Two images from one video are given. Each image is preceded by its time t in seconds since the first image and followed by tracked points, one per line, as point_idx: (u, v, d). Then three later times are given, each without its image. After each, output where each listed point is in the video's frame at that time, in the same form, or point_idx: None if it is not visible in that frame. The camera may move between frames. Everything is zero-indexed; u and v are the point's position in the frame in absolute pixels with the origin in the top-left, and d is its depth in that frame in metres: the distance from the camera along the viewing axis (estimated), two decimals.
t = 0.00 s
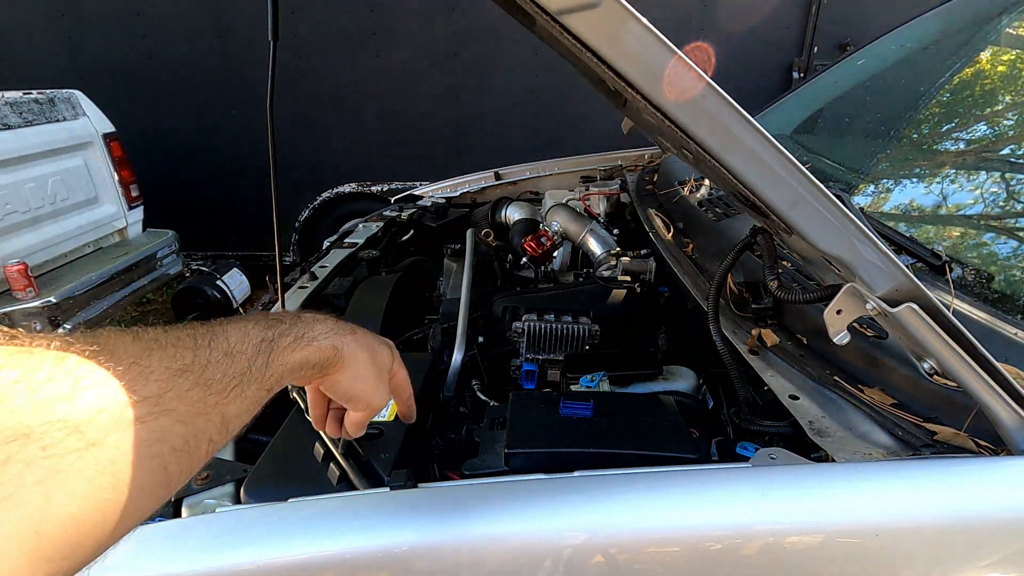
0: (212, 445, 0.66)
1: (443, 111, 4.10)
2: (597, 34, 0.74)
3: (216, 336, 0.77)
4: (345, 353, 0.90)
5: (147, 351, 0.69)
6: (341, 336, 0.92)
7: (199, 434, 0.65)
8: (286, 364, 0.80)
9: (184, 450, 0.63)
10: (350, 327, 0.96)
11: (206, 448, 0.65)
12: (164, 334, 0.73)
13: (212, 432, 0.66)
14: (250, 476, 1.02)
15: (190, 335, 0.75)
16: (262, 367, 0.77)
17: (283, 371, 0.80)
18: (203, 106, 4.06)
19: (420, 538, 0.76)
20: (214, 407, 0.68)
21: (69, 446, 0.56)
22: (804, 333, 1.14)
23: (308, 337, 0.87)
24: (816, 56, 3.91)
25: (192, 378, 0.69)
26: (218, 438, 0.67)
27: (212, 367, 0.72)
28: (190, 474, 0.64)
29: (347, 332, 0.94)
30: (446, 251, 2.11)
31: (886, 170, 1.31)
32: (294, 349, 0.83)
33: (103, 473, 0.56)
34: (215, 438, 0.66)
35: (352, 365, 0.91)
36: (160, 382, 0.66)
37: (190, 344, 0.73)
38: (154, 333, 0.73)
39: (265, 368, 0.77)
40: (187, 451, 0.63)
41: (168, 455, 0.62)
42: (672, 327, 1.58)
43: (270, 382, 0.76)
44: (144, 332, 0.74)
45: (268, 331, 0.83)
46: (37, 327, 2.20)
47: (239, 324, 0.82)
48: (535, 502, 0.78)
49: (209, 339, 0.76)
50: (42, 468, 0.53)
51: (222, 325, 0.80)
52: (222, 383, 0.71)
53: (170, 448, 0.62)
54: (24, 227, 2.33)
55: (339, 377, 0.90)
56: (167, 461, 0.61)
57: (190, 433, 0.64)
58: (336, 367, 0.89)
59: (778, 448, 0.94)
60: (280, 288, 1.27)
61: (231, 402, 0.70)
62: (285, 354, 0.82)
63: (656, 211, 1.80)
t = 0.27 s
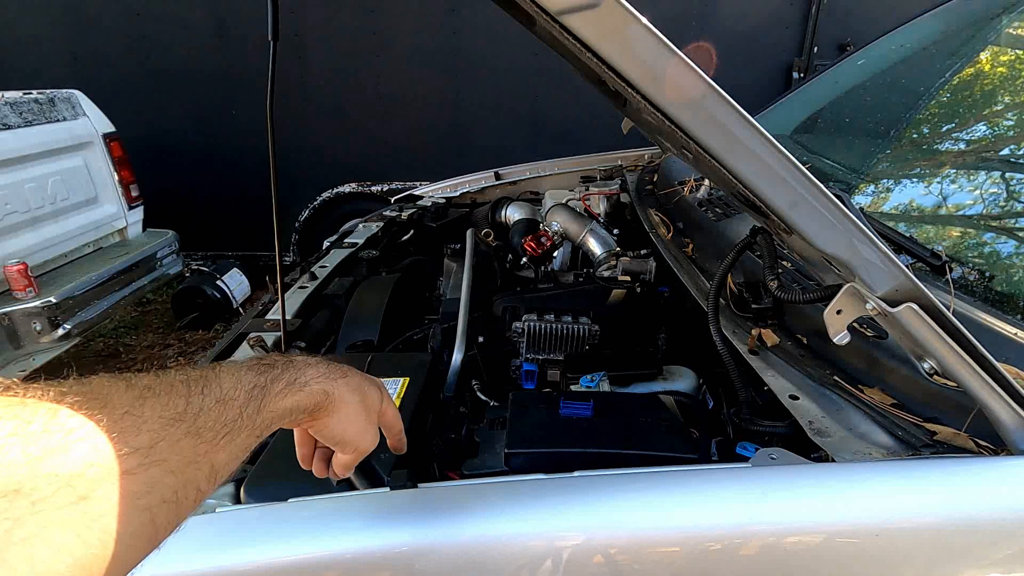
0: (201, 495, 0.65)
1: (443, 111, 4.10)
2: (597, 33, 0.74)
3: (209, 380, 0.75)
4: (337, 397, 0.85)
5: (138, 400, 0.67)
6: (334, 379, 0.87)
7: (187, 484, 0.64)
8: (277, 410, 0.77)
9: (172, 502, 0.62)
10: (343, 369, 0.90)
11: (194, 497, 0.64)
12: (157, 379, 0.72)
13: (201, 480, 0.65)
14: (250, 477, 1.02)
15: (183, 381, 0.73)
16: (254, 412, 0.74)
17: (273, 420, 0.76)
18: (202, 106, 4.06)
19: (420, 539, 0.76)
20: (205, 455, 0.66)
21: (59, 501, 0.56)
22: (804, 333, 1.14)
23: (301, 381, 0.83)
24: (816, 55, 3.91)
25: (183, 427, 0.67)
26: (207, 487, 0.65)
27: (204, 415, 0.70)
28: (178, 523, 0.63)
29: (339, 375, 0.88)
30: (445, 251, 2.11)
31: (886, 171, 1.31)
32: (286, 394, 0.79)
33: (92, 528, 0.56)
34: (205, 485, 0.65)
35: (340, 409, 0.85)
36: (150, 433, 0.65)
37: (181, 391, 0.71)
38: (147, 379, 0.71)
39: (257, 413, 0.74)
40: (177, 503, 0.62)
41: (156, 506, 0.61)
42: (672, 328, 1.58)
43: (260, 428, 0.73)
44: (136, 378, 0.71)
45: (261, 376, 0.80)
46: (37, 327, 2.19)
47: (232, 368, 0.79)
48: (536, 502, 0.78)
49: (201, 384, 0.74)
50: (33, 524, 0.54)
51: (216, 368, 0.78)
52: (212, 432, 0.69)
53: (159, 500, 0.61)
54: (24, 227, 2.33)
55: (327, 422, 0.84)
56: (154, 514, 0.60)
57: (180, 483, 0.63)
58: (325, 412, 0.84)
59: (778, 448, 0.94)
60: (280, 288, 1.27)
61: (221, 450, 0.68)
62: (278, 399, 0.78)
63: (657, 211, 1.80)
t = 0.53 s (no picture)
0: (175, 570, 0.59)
1: (444, 111, 4.10)
2: (597, 33, 0.74)
3: (189, 441, 0.66)
4: (328, 455, 0.73)
5: (107, 469, 0.60)
6: (326, 432, 0.74)
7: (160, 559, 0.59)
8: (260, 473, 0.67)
9: None
10: (337, 417, 0.77)
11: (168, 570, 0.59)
12: (135, 443, 0.64)
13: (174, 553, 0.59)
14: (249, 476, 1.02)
15: (162, 443, 0.65)
16: (237, 476, 0.66)
17: (257, 485, 0.67)
18: (202, 106, 4.06)
19: (419, 539, 0.76)
20: (180, 527, 0.60)
21: None
22: (804, 333, 1.15)
23: (289, 438, 0.72)
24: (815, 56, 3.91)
25: (156, 498, 0.60)
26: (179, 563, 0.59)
27: (181, 482, 0.62)
28: None
29: (332, 424, 0.76)
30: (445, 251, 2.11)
31: (886, 170, 1.31)
32: (273, 454, 0.69)
33: None
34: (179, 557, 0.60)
35: (331, 468, 0.72)
36: (118, 508, 0.58)
37: (156, 455, 0.63)
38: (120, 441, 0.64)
39: (241, 477, 0.66)
40: None
41: None
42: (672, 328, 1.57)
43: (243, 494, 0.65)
44: (109, 441, 0.64)
45: (247, 434, 0.70)
46: (37, 327, 2.19)
47: (216, 425, 0.70)
48: (535, 501, 0.78)
49: (179, 447, 0.65)
50: None
51: (199, 427, 0.69)
52: (190, 501, 0.62)
53: None
54: (24, 227, 2.33)
55: (318, 481, 0.72)
56: None
57: (152, 557, 0.58)
58: (315, 471, 0.72)
59: (778, 447, 0.94)
60: (280, 288, 1.26)
61: (199, 519, 0.62)
62: (264, 460, 0.68)
63: (657, 211, 1.81)
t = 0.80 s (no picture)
0: None
1: (443, 111, 4.10)
2: (597, 33, 0.74)
3: (170, 469, 0.69)
4: (313, 475, 0.72)
5: (88, 498, 0.64)
6: (309, 453, 0.74)
7: None
8: (242, 500, 0.68)
9: None
10: (318, 436, 0.76)
11: None
12: (115, 471, 0.67)
13: None
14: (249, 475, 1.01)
15: (144, 471, 0.68)
16: (217, 502, 0.67)
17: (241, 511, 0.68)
18: (202, 106, 4.06)
19: (419, 539, 0.76)
20: (160, 554, 0.63)
21: None
22: (804, 333, 1.15)
23: (272, 463, 0.71)
24: (815, 56, 3.91)
25: (135, 526, 0.63)
26: None
27: (160, 511, 0.65)
28: None
29: (316, 442, 0.75)
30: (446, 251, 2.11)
31: (886, 171, 1.31)
32: (254, 480, 0.70)
33: None
34: None
35: (318, 486, 0.72)
36: (98, 537, 0.62)
37: (136, 485, 0.66)
38: (105, 470, 0.67)
39: (220, 503, 0.67)
40: None
41: None
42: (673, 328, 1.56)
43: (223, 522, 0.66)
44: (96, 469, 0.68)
45: (229, 460, 0.71)
46: (37, 327, 2.18)
47: (199, 452, 0.72)
48: (536, 501, 0.78)
49: (161, 475, 0.68)
50: None
51: (182, 454, 0.71)
52: (168, 529, 0.64)
53: None
54: (24, 227, 2.33)
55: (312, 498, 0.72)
56: None
57: None
58: (301, 491, 0.72)
59: (777, 448, 0.94)
60: (280, 288, 1.26)
61: (178, 547, 0.64)
62: (245, 485, 0.69)
63: (657, 211, 1.81)
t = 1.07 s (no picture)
0: None
1: (444, 111, 4.10)
2: (597, 33, 0.74)
3: (180, 460, 0.66)
4: (325, 467, 0.72)
5: (94, 488, 0.61)
6: (320, 446, 0.73)
7: None
8: (252, 493, 0.66)
9: None
10: (330, 428, 0.76)
11: None
12: (120, 461, 0.65)
13: None
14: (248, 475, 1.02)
15: (151, 462, 0.65)
16: (228, 495, 0.65)
17: (250, 505, 0.66)
18: (203, 106, 4.06)
19: (420, 539, 0.76)
20: (167, 548, 0.60)
21: None
22: (804, 333, 1.15)
23: (283, 455, 0.70)
24: (815, 55, 3.91)
25: (143, 518, 0.61)
26: None
27: (169, 502, 0.63)
28: None
29: (327, 434, 0.75)
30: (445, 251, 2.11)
31: (886, 170, 1.31)
32: (265, 472, 0.69)
33: None
34: None
35: (329, 478, 0.72)
36: (103, 529, 0.59)
37: (144, 475, 0.64)
38: (110, 460, 0.64)
39: (231, 496, 0.66)
40: None
41: None
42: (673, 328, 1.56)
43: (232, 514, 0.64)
44: (100, 459, 0.65)
45: (240, 452, 0.70)
46: (37, 327, 2.18)
47: (208, 443, 0.70)
48: (536, 501, 0.78)
49: (169, 466, 0.65)
50: None
51: (190, 445, 0.69)
52: (177, 521, 0.62)
53: None
54: (24, 227, 2.33)
55: (322, 489, 0.72)
56: None
57: None
58: (312, 483, 0.71)
59: (777, 448, 0.94)
60: (280, 288, 1.26)
61: (185, 541, 0.61)
62: (256, 478, 0.68)
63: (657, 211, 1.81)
